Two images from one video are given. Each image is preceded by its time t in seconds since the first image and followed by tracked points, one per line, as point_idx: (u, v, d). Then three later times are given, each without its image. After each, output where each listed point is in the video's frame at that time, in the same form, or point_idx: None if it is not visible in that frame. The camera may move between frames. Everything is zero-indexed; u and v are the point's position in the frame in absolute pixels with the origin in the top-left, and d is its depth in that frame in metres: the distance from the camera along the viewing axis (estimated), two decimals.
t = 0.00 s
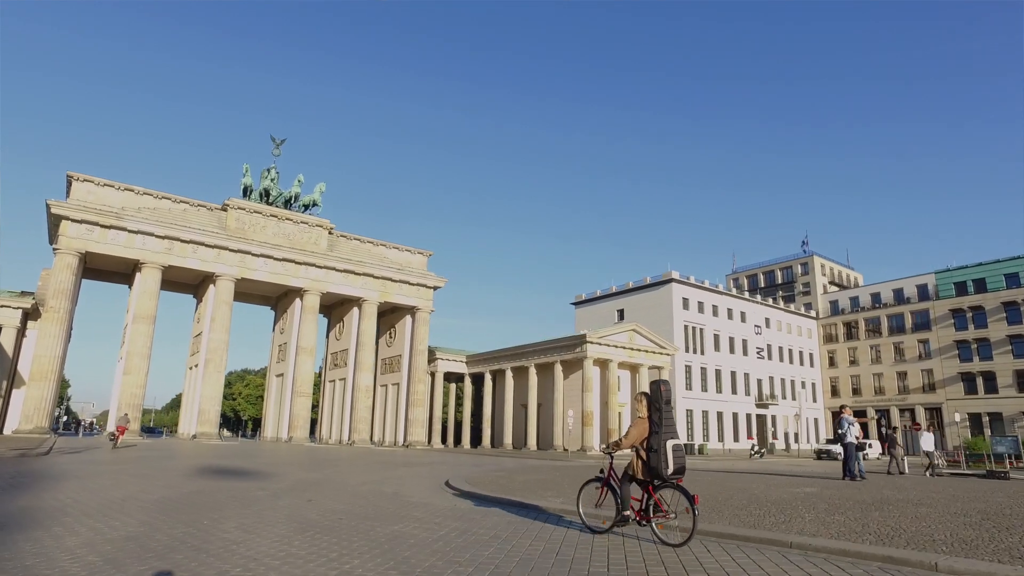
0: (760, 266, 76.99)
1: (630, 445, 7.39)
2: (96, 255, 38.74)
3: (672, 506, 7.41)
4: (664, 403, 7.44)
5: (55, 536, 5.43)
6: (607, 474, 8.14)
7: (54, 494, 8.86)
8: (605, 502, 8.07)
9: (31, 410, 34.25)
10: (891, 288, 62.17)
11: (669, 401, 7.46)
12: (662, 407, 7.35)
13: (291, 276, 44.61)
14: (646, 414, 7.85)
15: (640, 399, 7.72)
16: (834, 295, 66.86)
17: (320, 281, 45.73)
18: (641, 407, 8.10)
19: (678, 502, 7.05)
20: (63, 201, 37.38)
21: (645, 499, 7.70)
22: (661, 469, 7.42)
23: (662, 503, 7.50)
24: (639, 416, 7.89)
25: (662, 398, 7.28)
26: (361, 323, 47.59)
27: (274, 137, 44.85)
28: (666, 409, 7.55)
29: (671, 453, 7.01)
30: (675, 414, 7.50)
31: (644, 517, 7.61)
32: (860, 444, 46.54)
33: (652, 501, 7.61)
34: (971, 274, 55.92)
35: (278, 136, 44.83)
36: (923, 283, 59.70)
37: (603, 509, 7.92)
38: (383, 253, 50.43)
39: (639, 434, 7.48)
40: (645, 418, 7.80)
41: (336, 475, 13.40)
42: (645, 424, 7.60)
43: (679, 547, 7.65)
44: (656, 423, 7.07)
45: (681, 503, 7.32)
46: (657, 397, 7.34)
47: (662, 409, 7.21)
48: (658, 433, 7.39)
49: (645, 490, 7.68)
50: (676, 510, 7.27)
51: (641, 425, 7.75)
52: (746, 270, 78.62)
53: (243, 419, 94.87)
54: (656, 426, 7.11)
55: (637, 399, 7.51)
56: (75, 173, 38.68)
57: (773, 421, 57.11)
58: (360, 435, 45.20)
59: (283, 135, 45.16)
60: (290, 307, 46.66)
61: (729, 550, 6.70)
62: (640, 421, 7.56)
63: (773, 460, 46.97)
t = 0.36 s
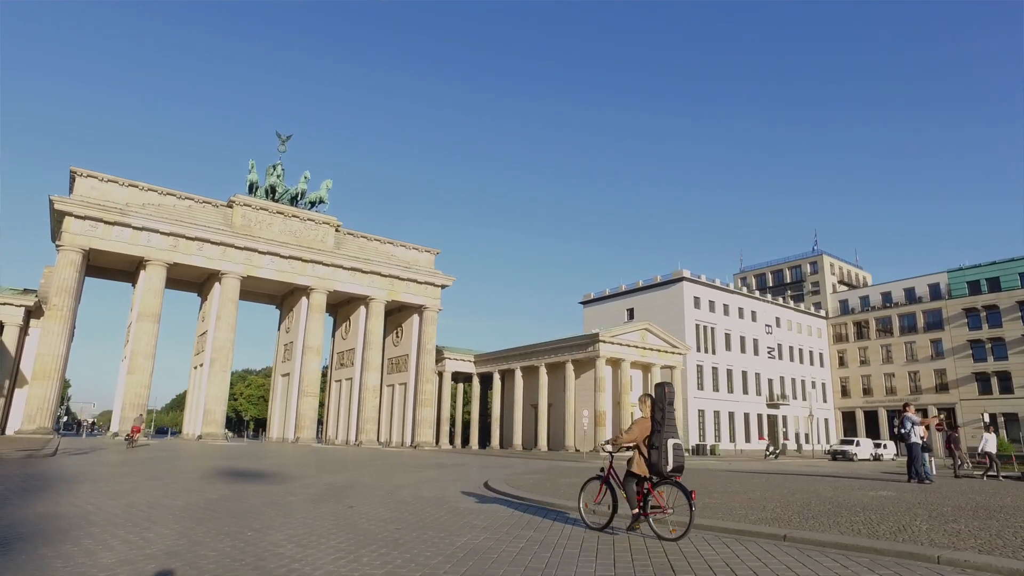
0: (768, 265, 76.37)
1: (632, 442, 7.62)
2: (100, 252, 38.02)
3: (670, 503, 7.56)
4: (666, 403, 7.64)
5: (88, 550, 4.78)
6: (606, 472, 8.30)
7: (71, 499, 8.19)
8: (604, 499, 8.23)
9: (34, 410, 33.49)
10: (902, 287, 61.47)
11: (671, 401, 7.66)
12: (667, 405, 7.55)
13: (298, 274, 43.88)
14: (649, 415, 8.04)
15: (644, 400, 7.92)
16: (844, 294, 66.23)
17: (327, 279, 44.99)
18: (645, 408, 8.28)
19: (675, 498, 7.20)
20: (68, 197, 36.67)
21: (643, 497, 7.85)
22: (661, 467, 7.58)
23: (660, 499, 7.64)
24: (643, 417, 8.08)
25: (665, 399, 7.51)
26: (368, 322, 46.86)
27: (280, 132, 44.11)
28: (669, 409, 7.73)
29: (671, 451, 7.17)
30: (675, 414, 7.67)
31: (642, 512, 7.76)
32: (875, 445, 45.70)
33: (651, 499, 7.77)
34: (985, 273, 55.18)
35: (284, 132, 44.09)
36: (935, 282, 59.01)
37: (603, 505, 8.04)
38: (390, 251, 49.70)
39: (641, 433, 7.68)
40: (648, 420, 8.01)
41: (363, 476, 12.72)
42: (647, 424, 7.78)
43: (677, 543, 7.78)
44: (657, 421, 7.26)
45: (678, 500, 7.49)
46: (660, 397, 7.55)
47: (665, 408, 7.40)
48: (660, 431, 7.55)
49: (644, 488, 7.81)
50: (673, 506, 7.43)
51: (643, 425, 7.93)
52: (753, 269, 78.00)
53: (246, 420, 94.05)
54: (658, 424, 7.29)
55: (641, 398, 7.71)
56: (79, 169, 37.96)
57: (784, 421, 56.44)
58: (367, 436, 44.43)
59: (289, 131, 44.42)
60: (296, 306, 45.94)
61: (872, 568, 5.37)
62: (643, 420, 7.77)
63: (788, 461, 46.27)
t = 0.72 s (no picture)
0: (776, 265, 75.72)
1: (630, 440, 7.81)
2: (104, 249, 37.32)
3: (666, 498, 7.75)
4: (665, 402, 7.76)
5: (132, 571, 4.14)
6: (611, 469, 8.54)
7: (92, 505, 7.50)
8: (610, 494, 8.48)
9: (37, 411, 32.77)
10: (913, 286, 60.80)
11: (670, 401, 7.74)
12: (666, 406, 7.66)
13: (305, 272, 43.15)
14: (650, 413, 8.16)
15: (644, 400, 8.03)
16: (853, 293, 65.61)
17: (334, 277, 44.28)
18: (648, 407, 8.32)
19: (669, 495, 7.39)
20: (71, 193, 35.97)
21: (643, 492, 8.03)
22: (659, 464, 7.73)
23: (657, 495, 7.83)
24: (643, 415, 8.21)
25: (663, 399, 7.61)
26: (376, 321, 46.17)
27: (287, 128, 43.40)
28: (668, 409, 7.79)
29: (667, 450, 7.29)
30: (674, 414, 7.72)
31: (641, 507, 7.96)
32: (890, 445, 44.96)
33: (650, 494, 7.95)
34: (999, 272, 54.51)
35: (291, 128, 43.37)
36: (947, 281, 58.37)
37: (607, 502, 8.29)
38: (398, 250, 49.01)
39: (639, 432, 7.84)
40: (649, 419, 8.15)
41: (393, 479, 12.02)
42: (645, 423, 7.92)
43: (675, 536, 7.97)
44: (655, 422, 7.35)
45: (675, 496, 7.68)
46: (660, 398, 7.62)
47: (662, 409, 7.53)
48: (659, 430, 7.66)
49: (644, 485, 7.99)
50: (670, 502, 7.62)
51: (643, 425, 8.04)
52: (761, 268, 77.33)
53: (247, 421, 93.05)
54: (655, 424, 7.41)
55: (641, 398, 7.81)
56: (83, 164, 37.26)
57: (795, 422, 55.75)
58: (375, 437, 43.70)
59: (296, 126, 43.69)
60: (302, 305, 45.24)
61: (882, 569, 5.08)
62: (642, 419, 7.90)
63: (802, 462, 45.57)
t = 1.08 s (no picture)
0: (784, 264, 75.04)
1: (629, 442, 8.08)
2: (108, 246, 36.61)
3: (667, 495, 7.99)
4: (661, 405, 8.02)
5: None
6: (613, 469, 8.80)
7: (115, 514, 6.77)
8: (613, 493, 8.74)
9: (39, 411, 32.04)
10: (924, 286, 60.10)
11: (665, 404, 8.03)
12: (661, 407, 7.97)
13: (311, 270, 42.44)
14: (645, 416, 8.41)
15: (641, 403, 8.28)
16: (863, 293, 64.95)
17: (341, 275, 43.56)
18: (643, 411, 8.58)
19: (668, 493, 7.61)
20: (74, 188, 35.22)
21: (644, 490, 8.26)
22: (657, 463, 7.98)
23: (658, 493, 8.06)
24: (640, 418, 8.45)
25: (658, 401, 7.89)
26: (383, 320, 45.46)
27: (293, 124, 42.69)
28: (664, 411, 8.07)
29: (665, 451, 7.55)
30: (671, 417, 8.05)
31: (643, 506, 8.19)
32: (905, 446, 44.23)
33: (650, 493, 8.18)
34: (1012, 271, 53.79)
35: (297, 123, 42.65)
36: (959, 280, 57.65)
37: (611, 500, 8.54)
38: (405, 248, 48.30)
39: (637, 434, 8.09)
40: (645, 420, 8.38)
41: (423, 484, 11.32)
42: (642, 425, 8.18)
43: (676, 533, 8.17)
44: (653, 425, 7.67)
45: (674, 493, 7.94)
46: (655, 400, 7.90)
47: (658, 410, 7.83)
48: (655, 432, 7.94)
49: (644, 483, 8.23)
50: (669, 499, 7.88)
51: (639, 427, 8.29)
52: (769, 268, 76.66)
53: (249, 421, 92.13)
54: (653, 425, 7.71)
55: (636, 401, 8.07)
56: (86, 160, 36.54)
57: (806, 423, 55.07)
58: (383, 437, 42.96)
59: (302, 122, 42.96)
60: (309, 304, 44.53)
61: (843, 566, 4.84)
62: (640, 422, 8.15)
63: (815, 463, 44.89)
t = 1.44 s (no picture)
0: (792, 263, 74.37)
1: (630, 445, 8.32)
2: (112, 244, 35.93)
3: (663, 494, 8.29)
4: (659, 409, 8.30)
5: None
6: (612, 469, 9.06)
7: (147, 525, 6.16)
8: (611, 491, 8.98)
9: (42, 411, 31.34)
10: (936, 285, 59.37)
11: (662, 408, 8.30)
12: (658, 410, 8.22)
13: (319, 269, 41.78)
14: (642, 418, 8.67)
15: (637, 408, 8.52)
16: (873, 292, 64.29)
17: (349, 274, 42.89)
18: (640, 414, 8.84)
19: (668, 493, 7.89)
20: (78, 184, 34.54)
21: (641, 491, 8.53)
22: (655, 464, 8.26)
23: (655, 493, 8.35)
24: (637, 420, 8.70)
25: (656, 405, 8.15)
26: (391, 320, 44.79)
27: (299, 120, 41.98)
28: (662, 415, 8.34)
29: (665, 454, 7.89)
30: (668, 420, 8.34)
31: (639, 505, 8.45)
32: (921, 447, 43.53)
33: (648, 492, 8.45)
34: None
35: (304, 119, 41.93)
36: (972, 279, 56.84)
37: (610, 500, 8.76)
38: (412, 246, 47.66)
39: (636, 436, 8.33)
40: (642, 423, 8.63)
41: (456, 489, 10.71)
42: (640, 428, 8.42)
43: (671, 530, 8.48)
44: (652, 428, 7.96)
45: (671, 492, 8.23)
46: (654, 404, 8.16)
47: (656, 415, 8.11)
48: (653, 436, 8.20)
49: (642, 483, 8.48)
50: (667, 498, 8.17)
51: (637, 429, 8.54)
52: (777, 267, 76.08)
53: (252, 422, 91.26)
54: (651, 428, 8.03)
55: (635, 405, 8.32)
56: (90, 156, 35.85)
57: (817, 424, 54.37)
58: (391, 438, 42.26)
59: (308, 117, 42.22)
60: (316, 302, 43.87)
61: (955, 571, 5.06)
62: (637, 425, 8.39)
63: (829, 464, 44.19)
